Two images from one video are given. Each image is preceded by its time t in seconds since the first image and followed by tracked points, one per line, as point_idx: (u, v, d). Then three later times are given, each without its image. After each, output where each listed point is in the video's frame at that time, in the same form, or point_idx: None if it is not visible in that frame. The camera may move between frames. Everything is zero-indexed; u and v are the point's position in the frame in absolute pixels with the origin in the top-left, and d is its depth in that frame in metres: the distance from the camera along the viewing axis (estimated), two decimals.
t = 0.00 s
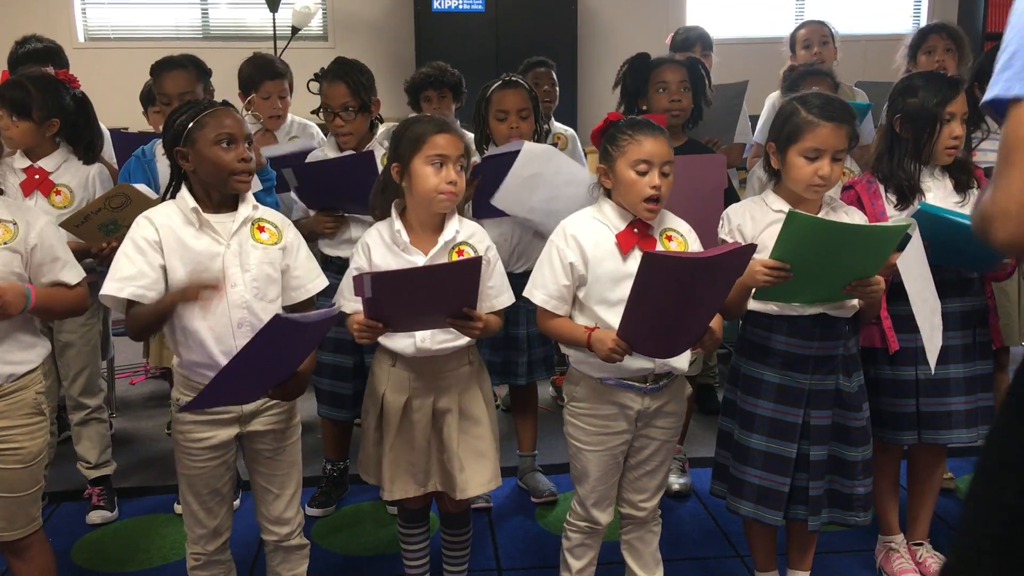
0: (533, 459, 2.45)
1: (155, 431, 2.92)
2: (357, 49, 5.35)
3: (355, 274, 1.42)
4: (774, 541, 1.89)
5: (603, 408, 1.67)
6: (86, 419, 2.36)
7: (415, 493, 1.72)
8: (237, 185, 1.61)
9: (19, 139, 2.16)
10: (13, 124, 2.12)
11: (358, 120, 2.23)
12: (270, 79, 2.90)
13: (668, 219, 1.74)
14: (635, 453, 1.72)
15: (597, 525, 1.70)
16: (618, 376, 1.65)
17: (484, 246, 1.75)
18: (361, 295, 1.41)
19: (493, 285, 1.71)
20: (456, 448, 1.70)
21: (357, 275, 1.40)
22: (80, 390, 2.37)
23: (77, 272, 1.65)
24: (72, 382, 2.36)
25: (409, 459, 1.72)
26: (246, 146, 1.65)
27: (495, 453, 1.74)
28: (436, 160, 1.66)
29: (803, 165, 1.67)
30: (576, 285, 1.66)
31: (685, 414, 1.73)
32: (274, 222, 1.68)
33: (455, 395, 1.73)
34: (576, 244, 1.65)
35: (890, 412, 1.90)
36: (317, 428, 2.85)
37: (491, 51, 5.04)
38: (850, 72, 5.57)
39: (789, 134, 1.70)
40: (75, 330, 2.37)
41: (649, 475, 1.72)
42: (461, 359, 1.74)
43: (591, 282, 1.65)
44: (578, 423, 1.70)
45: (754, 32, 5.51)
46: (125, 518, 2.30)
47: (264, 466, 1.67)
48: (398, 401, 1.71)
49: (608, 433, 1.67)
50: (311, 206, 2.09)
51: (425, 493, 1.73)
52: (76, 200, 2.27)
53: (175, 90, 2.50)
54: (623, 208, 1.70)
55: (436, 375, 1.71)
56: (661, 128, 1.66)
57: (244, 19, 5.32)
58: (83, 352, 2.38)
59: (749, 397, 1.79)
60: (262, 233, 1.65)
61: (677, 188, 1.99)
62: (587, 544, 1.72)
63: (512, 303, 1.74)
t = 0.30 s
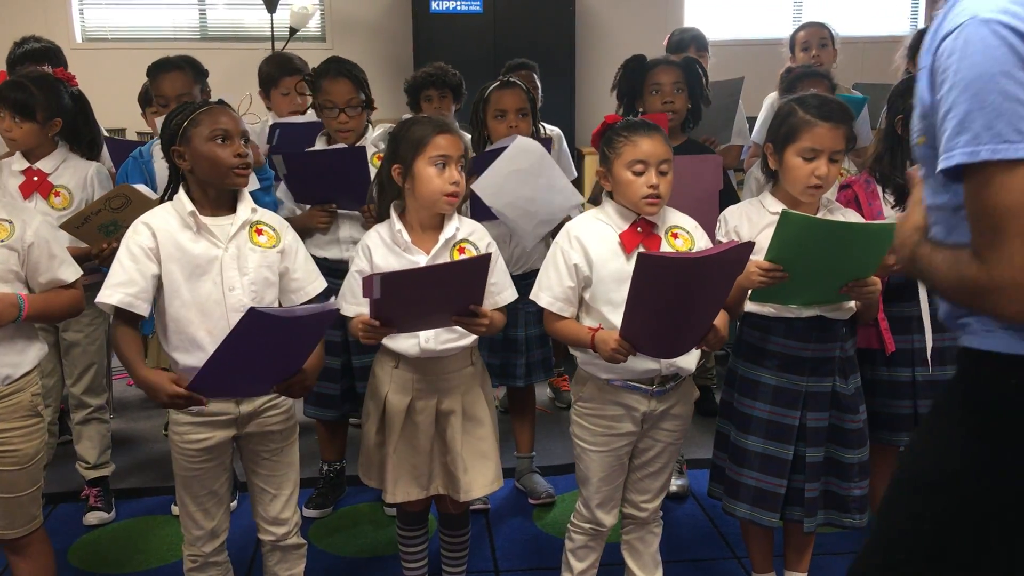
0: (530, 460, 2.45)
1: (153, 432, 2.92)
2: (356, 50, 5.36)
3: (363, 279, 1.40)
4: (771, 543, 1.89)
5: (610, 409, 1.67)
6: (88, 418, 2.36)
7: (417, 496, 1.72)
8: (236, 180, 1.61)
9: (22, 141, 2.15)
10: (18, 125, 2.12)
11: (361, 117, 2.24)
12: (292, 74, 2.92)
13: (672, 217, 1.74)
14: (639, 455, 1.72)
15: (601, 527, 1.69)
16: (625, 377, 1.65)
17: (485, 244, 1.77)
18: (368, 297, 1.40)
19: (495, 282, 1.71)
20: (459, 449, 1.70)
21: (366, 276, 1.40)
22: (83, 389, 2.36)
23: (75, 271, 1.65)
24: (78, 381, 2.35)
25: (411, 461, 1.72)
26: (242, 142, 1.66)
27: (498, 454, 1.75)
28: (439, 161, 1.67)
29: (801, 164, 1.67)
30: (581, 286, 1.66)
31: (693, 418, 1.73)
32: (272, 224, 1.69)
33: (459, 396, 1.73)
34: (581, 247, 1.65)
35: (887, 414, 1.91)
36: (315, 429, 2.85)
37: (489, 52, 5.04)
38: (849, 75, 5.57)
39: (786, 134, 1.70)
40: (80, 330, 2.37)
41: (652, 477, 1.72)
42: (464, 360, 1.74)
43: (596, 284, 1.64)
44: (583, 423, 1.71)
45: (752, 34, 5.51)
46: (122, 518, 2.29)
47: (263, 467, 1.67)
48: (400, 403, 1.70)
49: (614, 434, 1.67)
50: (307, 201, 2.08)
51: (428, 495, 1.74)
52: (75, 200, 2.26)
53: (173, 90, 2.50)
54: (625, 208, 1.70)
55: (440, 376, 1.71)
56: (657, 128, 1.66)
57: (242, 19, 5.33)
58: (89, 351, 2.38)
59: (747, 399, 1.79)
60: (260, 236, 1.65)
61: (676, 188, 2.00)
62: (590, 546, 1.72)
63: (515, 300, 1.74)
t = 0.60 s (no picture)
0: (531, 461, 2.45)
1: (152, 432, 2.92)
2: (356, 51, 5.36)
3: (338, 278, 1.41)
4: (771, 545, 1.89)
5: (605, 411, 1.66)
6: (83, 419, 2.36)
7: (417, 498, 1.72)
8: (235, 185, 1.60)
9: (20, 140, 2.15)
10: (18, 123, 2.12)
11: (350, 118, 2.23)
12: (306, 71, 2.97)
13: (666, 219, 1.74)
14: (635, 458, 1.72)
15: (599, 529, 1.69)
16: (618, 380, 1.65)
17: (476, 242, 1.75)
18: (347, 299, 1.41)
19: (487, 280, 1.72)
20: (459, 449, 1.70)
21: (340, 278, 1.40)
22: (75, 391, 2.37)
23: (71, 272, 1.65)
24: (69, 384, 2.36)
25: (410, 463, 1.72)
26: (241, 144, 1.65)
27: (499, 455, 1.74)
28: (423, 165, 1.66)
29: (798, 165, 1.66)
30: (574, 291, 1.66)
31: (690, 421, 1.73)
32: (274, 226, 1.68)
33: (456, 398, 1.72)
34: (574, 252, 1.65)
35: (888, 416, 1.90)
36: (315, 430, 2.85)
37: (489, 53, 5.04)
38: (850, 76, 5.58)
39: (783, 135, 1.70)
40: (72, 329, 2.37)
41: (650, 480, 1.71)
42: (461, 360, 1.74)
43: (589, 288, 1.64)
44: (577, 425, 1.71)
45: (753, 35, 5.52)
46: (122, 519, 2.29)
47: (264, 469, 1.67)
48: (398, 405, 1.71)
49: (608, 436, 1.67)
50: (297, 200, 2.05)
51: (427, 497, 1.73)
52: (66, 199, 2.25)
53: (170, 91, 2.50)
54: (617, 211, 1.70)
55: (435, 378, 1.70)
56: (649, 128, 1.65)
57: (242, 21, 5.33)
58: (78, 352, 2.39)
59: (747, 401, 1.79)
60: (261, 238, 1.65)
61: (674, 190, 2.00)
62: (587, 548, 1.72)
63: (510, 296, 1.73)
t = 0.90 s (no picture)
0: (536, 461, 2.45)
1: (159, 432, 2.93)
2: (361, 51, 5.36)
3: (320, 293, 1.44)
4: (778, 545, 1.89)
5: (593, 412, 1.67)
6: (84, 420, 2.36)
7: (419, 496, 1.72)
8: (243, 183, 1.60)
9: (19, 136, 2.15)
10: (16, 118, 2.12)
11: (354, 119, 2.23)
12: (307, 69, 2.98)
13: (662, 220, 1.73)
14: (631, 460, 1.72)
15: (597, 530, 1.69)
16: (609, 381, 1.66)
17: (472, 245, 1.74)
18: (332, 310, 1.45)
19: (484, 283, 1.72)
20: (458, 447, 1.70)
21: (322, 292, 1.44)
22: (71, 392, 2.37)
23: (74, 272, 1.65)
24: (66, 384, 2.36)
25: (411, 461, 1.72)
26: (251, 144, 1.66)
27: (499, 453, 1.73)
28: (409, 167, 1.66)
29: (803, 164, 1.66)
30: (568, 289, 1.66)
31: (682, 421, 1.72)
32: (282, 227, 1.69)
33: (455, 397, 1.73)
34: (568, 250, 1.65)
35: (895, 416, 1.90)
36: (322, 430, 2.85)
37: (494, 53, 5.05)
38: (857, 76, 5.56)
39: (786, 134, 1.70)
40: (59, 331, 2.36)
41: (647, 482, 1.71)
42: (460, 360, 1.74)
43: (582, 287, 1.64)
44: (570, 427, 1.72)
45: (759, 34, 5.51)
46: (129, 519, 2.30)
47: (273, 468, 1.68)
48: (398, 404, 1.71)
49: (597, 438, 1.67)
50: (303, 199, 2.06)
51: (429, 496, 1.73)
52: (62, 201, 2.26)
53: (176, 92, 2.50)
54: (611, 210, 1.70)
55: (433, 376, 1.71)
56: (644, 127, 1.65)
57: (248, 21, 5.33)
58: (69, 354, 2.38)
59: (756, 401, 1.79)
60: (270, 238, 1.66)
61: (679, 189, 2.00)
62: (586, 549, 1.72)
63: (508, 297, 1.73)
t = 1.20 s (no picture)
0: (549, 460, 2.45)
1: (174, 430, 2.95)
2: (374, 50, 5.37)
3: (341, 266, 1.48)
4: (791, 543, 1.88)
5: (604, 411, 1.67)
6: (100, 420, 2.38)
7: (422, 493, 1.72)
8: (256, 184, 1.61)
9: (35, 133, 2.17)
10: (32, 116, 2.14)
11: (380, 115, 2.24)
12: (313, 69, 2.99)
13: (674, 221, 1.72)
14: (640, 459, 1.72)
15: (609, 531, 1.69)
16: (619, 380, 1.65)
17: (485, 250, 1.73)
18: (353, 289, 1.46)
19: (490, 289, 1.71)
20: (462, 448, 1.70)
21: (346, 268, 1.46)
22: (89, 392, 2.39)
23: (89, 271, 1.66)
24: (81, 383, 2.38)
25: (415, 459, 1.72)
26: (264, 144, 1.66)
27: (502, 452, 1.74)
28: (429, 162, 1.66)
29: (805, 156, 1.68)
30: (578, 286, 1.66)
31: (690, 418, 1.72)
32: (295, 226, 1.69)
33: (458, 394, 1.73)
34: (580, 246, 1.65)
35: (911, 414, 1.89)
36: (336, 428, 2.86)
37: (506, 51, 5.05)
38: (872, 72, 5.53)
39: (796, 131, 1.70)
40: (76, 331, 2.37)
41: (659, 481, 1.71)
42: (466, 360, 1.74)
43: (594, 284, 1.64)
44: (580, 427, 1.71)
45: (772, 31, 5.49)
46: (144, 517, 2.31)
47: (285, 466, 1.68)
48: (402, 403, 1.71)
49: (607, 437, 1.67)
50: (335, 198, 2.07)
51: (434, 493, 1.73)
52: (79, 200, 2.28)
53: (187, 92, 2.51)
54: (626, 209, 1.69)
55: (438, 374, 1.71)
56: (658, 125, 1.64)
57: (261, 21, 5.35)
58: (87, 354, 2.39)
59: (771, 398, 1.78)
60: (283, 237, 1.66)
61: (690, 186, 2.00)
62: (598, 550, 1.71)
63: (512, 307, 1.73)
